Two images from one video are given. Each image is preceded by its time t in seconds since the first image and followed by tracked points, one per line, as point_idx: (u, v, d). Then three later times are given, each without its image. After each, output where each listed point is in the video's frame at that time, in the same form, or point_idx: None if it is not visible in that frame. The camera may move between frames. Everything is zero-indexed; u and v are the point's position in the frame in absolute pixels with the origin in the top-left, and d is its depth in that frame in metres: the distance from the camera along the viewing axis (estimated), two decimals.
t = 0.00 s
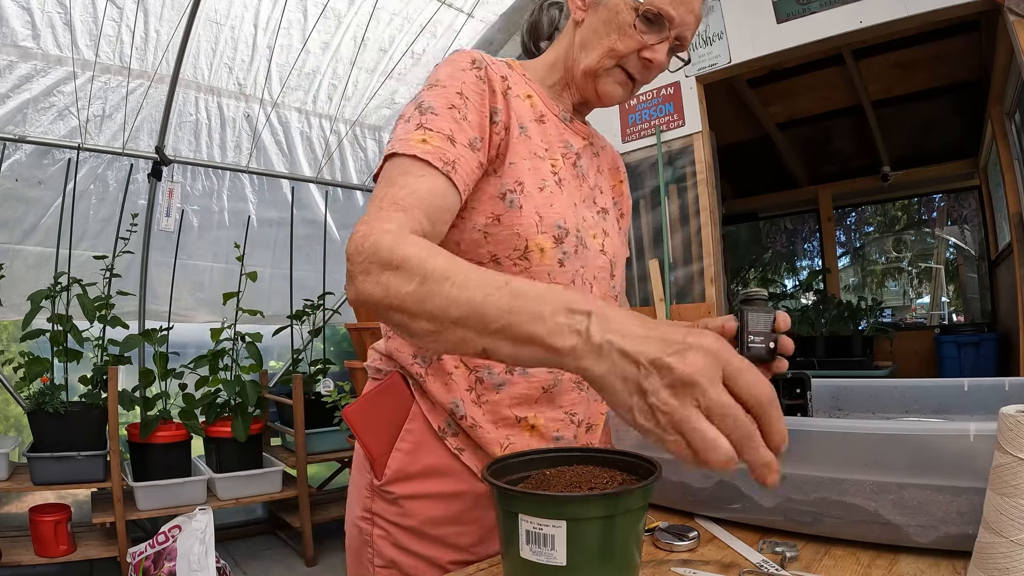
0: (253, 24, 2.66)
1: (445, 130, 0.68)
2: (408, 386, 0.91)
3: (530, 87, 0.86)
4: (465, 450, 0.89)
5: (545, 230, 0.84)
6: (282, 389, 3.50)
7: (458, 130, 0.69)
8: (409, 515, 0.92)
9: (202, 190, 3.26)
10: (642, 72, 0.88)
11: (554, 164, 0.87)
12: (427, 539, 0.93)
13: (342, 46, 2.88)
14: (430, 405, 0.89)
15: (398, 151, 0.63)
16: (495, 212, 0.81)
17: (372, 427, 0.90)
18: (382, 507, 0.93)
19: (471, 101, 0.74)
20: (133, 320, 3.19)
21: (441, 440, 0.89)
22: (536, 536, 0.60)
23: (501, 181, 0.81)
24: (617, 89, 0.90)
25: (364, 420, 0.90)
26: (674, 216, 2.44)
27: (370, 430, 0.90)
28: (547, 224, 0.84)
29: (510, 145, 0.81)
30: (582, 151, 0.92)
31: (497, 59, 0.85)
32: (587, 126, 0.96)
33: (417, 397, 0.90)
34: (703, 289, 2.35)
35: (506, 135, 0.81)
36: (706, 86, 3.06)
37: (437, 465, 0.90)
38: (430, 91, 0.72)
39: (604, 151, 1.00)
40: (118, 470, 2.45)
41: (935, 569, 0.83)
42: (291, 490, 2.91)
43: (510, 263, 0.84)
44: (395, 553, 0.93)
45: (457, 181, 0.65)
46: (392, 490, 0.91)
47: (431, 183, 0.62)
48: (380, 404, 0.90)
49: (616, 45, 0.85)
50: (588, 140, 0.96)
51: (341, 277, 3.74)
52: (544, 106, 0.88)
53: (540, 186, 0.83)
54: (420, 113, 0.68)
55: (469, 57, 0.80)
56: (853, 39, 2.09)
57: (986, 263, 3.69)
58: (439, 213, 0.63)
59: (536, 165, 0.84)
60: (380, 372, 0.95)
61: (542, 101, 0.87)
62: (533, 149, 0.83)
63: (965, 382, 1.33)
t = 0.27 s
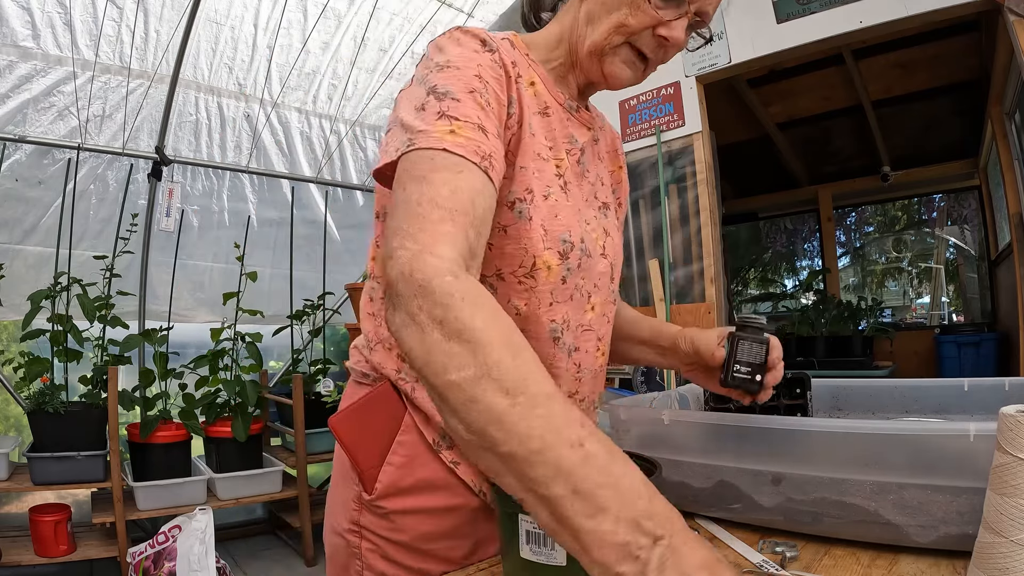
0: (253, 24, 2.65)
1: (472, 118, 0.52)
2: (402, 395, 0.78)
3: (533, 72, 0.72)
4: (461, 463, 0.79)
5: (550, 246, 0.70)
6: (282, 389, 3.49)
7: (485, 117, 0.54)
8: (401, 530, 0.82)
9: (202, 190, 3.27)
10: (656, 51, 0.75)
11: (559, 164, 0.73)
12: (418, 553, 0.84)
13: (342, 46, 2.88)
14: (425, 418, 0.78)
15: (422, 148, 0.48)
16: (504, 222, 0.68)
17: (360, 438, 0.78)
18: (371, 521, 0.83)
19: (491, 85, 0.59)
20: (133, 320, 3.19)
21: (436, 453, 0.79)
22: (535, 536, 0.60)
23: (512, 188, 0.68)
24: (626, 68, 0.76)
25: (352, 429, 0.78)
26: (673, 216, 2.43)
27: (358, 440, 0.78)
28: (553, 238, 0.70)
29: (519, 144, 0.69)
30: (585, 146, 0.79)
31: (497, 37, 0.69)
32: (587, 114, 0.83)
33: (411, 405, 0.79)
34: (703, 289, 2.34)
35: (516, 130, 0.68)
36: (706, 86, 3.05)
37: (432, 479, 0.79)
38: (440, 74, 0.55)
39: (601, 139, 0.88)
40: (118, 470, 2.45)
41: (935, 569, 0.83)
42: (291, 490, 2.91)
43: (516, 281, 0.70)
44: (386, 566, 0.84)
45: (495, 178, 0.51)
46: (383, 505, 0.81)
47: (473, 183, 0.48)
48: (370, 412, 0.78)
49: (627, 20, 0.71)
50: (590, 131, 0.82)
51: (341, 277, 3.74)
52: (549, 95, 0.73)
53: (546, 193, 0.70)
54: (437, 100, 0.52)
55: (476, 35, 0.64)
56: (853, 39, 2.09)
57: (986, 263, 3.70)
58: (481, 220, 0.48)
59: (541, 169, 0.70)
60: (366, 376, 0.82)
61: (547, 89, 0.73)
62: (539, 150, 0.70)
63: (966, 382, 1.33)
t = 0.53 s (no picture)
0: (253, 23, 2.66)
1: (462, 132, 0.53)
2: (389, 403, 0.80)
3: (537, 64, 0.70)
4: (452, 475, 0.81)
5: (545, 261, 0.70)
6: (282, 389, 3.49)
7: (473, 131, 0.54)
8: (390, 543, 0.82)
9: (202, 190, 3.27)
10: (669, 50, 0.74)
11: (559, 170, 0.71)
12: (408, 564, 0.84)
13: (342, 46, 2.88)
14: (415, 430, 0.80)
15: (398, 163, 0.49)
16: (497, 235, 0.67)
17: (344, 447, 0.80)
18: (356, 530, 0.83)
19: (487, 91, 0.58)
20: (133, 320, 3.19)
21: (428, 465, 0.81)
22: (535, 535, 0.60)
23: (506, 201, 0.66)
24: (638, 68, 0.75)
25: (337, 436, 0.80)
26: (674, 216, 2.43)
27: (343, 446, 0.80)
28: (548, 253, 0.70)
29: (517, 149, 0.67)
30: (588, 145, 0.78)
31: (498, 26, 0.67)
32: (592, 108, 0.81)
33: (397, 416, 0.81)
34: (703, 289, 2.34)
35: (514, 134, 0.66)
36: (706, 86, 3.05)
37: (425, 491, 0.81)
38: (429, 74, 0.54)
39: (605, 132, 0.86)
40: (118, 470, 2.45)
41: (935, 569, 0.83)
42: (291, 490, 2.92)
43: (506, 295, 0.70)
44: None
45: (475, 201, 0.51)
46: (371, 517, 0.81)
47: (446, 209, 0.49)
48: (359, 424, 0.80)
49: (640, 15, 0.70)
50: (594, 127, 0.80)
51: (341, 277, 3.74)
52: (552, 91, 0.72)
53: (543, 203, 0.69)
54: (422, 107, 0.52)
55: (475, 25, 0.63)
56: (853, 39, 2.08)
57: (986, 263, 3.70)
58: (451, 251, 0.49)
59: (540, 174, 0.69)
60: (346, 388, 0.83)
61: (551, 85, 0.71)
62: (540, 154, 0.68)
63: (966, 382, 1.33)
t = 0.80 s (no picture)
0: (253, 24, 2.66)
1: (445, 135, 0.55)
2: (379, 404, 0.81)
3: (525, 61, 0.72)
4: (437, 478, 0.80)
5: (525, 264, 0.71)
6: (282, 389, 3.49)
7: (456, 136, 0.56)
8: (372, 545, 0.82)
9: (202, 190, 3.26)
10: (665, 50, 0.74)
11: (545, 170, 0.72)
12: (391, 565, 0.84)
13: (342, 46, 2.88)
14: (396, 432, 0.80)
15: (382, 170, 0.51)
16: (476, 236, 0.68)
17: (328, 447, 0.81)
18: (340, 531, 0.83)
19: (472, 94, 0.61)
20: (133, 320, 3.19)
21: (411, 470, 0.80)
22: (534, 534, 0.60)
23: (484, 201, 0.67)
24: (633, 67, 0.75)
25: (320, 438, 0.80)
26: (673, 216, 2.43)
27: (326, 448, 0.81)
28: (529, 255, 0.71)
29: (499, 147, 0.68)
30: (579, 145, 0.78)
31: (485, 25, 0.69)
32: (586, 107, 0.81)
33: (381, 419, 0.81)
34: (703, 289, 2.34)
35: (496, 133, 0.68)
36: (706, 86, 3.05)
37: (406, 493, 0.80)
38: (413, 76, 0.57)
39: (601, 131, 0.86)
40: (118, 470, 2.45)
41: (935, 569, 0.83)
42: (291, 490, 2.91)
43: (483, 298, 0.71)
44: None
45: (461, 208, 0.54)
46: (353, 518, 0.81)
47: (436, 218, 0.52)
48: (340, 425, 0.81)
49: (637, 14, 0.69)
50: (588, 127, 0.81)
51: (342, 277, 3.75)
52: (541, 90, 0.73)
53: (525, 204, 0.70)
54: (406, 111, 0.54)
55: (460, 23, 0.65)
56: (853, 39, 2.08)
57: (986, 263, 3.70)
58: (442, 262, 0.53)
59: (523, 174, 0.70)
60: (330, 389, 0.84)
61: (540, 82, 0.73)
62: (523, 154, 0.70)
63: (965, 382, 1.33)
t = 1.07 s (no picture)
0: (253, 24, 2.66)
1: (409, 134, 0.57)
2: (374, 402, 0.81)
3: (514, 64, 0.75)
4: (433, 475, 0.80)
5: (517, 259, 0.72)
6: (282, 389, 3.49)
7: (431, 135, 0.59)
8: (371, 543, 0.82)
9: (202, 190, 3.26)
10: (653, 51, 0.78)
11: (534, 169, 0.75)
12: (389, 565, 0.83)
13: (342, 46, 2.88)
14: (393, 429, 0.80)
15: (353, 164, 0.53)
16: (466, 233, 0.69)
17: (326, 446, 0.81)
18: (337, 530, 0.83)
19: (451, 95, 0.63)
20: (133, 320, 3.19)
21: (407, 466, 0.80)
22: (535, 535, 0.60)
23: (473, 199, 0.69)
24: (622, 69, 0.78)
25: (318, 436, 0.81)
26: (673, 216, 2.43)
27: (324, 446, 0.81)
28: (520, 251, 0.72)
29: (486, 147, 0.70)
30: (569, 146, 0.81)
31: (473, 28, 0.72)
32: (577, 109, 0.85)
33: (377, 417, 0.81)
34: (703, 289, 2.34)
35: (483, 134, 0.70)
36: (706, 86, 3.05)
37: (403, 492, 0.80)
38: (393, 79, 0.59)
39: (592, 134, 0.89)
40: (118, 470, 2.45)
41: (935, 569, 0.83)
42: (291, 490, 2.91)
43: (475, 295, 0.72)
44: None
45: (425, 204, 0.56)
46: (351, 516, 0.81)
47: (390, 213, 0.53)
48: (338, 422, 0.82)
49: (626, 17, 0.73)
50: (579, 128, 0.84)
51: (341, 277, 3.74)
52: (530, 91, 0.76)
53: (515, 202, 0.72)
54: (380, 110, 0.57)
55: (445, 28, 0.68)
56: (853, 39, 2.08)
57: (986, 263, 3.70)
58: (395, 252, 0.54)
59: (512, 173, 0.72)
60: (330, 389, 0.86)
61: (529, 84, 0.76)
62: (512, 153, 0.72)
63: (965, 382, 1.33)
